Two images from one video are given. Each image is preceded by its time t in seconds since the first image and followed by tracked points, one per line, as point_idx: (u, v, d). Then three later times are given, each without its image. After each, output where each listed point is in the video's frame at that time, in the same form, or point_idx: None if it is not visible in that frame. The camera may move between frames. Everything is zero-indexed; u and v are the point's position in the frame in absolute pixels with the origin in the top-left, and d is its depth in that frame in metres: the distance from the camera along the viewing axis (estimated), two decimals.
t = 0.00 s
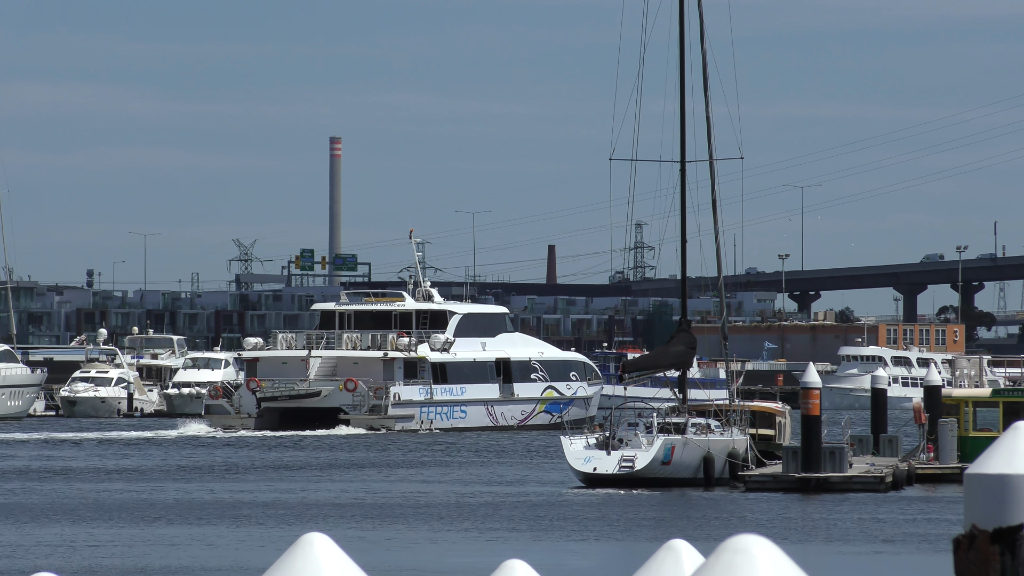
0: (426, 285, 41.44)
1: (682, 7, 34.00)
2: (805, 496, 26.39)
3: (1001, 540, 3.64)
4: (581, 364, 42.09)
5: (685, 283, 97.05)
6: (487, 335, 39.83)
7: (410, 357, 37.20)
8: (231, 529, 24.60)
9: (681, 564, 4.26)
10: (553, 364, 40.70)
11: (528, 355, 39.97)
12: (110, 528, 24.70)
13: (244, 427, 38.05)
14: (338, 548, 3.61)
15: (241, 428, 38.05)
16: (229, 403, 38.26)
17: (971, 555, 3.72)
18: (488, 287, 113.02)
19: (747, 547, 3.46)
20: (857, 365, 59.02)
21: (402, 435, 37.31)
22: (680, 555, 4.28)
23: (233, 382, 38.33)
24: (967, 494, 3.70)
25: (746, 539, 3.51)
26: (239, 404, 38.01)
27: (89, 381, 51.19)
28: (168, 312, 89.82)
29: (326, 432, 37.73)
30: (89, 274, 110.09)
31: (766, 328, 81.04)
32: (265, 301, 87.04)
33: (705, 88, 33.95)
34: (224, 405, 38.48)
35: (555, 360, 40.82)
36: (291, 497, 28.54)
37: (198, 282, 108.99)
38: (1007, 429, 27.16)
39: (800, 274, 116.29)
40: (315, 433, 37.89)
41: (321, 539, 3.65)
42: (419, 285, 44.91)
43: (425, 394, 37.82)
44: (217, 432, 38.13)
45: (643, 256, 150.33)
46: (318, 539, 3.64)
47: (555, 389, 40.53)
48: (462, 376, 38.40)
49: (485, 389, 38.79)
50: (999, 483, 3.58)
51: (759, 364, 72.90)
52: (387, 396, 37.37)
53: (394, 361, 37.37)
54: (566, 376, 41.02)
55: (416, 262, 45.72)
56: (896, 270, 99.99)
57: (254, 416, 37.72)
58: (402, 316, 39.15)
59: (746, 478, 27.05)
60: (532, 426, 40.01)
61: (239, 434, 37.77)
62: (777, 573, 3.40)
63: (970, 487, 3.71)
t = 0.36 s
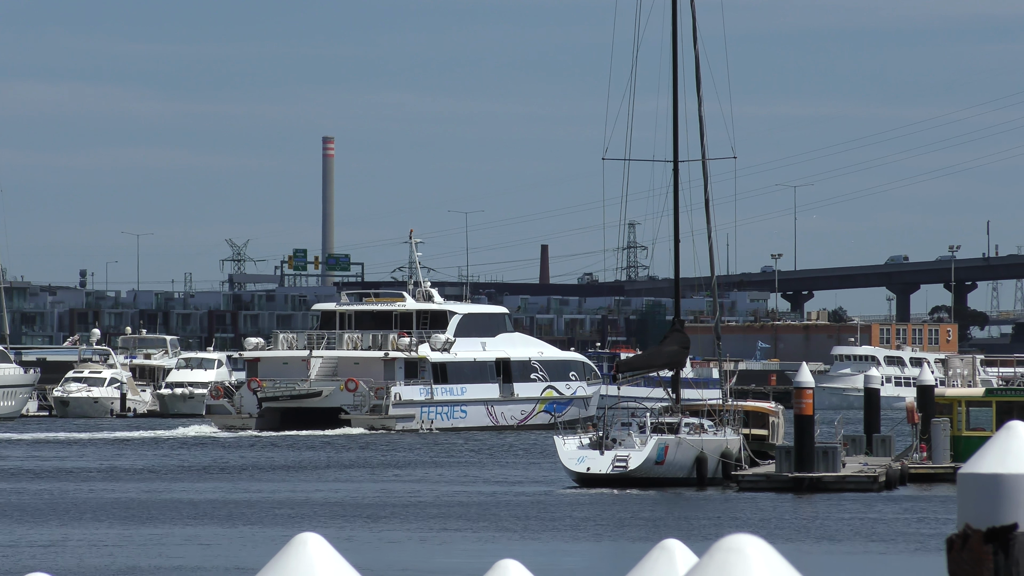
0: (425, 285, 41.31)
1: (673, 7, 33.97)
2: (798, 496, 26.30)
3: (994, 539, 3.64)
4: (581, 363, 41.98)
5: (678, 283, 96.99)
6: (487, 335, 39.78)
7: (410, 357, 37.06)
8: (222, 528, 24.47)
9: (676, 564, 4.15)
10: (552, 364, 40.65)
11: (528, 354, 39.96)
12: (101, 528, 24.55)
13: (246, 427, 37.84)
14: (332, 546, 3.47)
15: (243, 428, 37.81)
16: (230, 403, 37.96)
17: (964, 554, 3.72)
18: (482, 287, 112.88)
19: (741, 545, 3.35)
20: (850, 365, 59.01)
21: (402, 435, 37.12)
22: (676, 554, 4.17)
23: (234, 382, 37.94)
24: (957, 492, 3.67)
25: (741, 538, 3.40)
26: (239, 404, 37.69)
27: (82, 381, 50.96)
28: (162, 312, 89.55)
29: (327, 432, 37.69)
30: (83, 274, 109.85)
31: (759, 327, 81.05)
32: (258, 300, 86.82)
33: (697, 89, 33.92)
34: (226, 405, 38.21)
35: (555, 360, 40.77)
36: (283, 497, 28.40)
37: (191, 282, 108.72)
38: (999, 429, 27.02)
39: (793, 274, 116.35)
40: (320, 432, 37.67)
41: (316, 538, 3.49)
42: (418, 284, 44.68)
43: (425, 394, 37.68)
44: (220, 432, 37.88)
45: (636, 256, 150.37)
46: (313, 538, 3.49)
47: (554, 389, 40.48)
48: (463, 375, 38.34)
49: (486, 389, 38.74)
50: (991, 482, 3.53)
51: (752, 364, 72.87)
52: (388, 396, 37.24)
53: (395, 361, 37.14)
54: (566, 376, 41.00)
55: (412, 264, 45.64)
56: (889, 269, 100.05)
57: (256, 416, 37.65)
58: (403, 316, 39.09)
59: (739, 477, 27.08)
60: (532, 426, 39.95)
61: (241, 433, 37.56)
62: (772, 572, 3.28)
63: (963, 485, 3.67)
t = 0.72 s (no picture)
0: (427, 285, 41.59)
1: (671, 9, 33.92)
2: (793, 497, 26.26)
3: (990, 540, 3.69)
4: (581, 364, 41.91)
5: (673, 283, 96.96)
6: (490, 335, 39.63)
7: (413, 357, 37.05)
8: (216, 528, 24.36)
9: (670, 564, 4.07)
10: (554, 363, 40.50)
11: (530, 355, 39.81)
12: (94, 527, 24.46)
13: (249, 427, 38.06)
14: (326, 546, 3.40)
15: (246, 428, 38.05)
16: (234, 404, 38.49)
17: (959, 553, 3.79)
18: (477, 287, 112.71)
19: (735, 546, 3.29)
20: (846, 365, 58.99)
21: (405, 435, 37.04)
22: (670, 554, 4.09)
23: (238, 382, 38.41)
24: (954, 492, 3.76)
25: (734, 538, 3.33)
26: (243, 404, 38.14)
27: (78, 381, 50.93)
28: (156, 311, 89.27)
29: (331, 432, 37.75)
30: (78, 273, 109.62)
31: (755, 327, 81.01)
32: (253, 300, 86.57)
33: (694, 89, 33.86)
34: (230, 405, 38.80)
35: (557, 360, 40.61)
36: (277, 496, 28.31)
37: (185, 282, 108.27)
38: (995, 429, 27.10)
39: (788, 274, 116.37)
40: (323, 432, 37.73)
41: (311, 538, 3.44)
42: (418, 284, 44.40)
43: (428, 393, 37.56)
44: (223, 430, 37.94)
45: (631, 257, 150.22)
46: (307, 536, 3.43)
47: (556, 389, 40.36)
48: (465, 375, 38.22)
49: (489, 389, 38.60)
50: (987, 481, 3.60)
51: (747, 364, 72.87)
52: (391, 396, 37.20)
53: (397, 361, 37.11)
54: (567, 376, 40.88)
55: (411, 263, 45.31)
56: (885, 270, 100.06)
57: (259, 415, 37.82)
58: (405, 316, 39.14)
59: (734, 478, 26.94)
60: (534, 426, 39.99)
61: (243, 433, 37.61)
62: (765, 573, 3.23)
63: (958, 484, 3.72)
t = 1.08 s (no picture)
0: (428, 285, 41.73)
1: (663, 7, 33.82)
2: (786, 495, 26.19)
3: (982, 540, 3.66)
4: (581, 364, 41.83)
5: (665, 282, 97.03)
6: (488, 334, 39.65)
7: (414, 356, 36.94)
8: (208, 528, 24.19)
9: (664, 562, 3.97)
10: (554, 362, 40.50)
11: (530, 353, 39.81)
12: (84, 527, 24.27)
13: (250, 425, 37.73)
14: (320, 546, 3.30)
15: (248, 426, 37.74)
16: (235, 401, 37.98)
17: (954, 551, 3.76)
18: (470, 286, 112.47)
19: (728, 545, 3.18)
20: (838, 364, 59.01)
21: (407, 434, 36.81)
22: (663, 553, 4.00)
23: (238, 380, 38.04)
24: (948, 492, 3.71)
25: (728, 536, 3.23)
26: (244, 403, 37.74)
27: (70, 380, 50.69)
28: (149, 310, 88.87)
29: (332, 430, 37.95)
30: (70, 272, 109.20)
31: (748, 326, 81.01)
32: (246, 299, 86.27)
33: (686, 87, 33.77)
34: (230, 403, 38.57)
35: (556, 359, 40.60)
36: (270, 496, 28.15)
37: (177, 281, 107.86)
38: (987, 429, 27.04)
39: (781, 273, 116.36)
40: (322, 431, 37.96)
41: (303, 536, 3.35)
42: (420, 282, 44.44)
43: (428, 392, 37.42)
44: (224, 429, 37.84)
45: (623, 256, 150.18)
46: (298, 536, 3.34)
47: (555, 388, 40.27)
48: (465, 374, 38.11)
49: (488, 387, 38.51)
50: (978, 479, 3.54)
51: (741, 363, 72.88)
52: (392, 395, 36.89)
53: (397, 360, 36.94)
54: (566, 375, 40.86)
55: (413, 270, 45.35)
56: (878, 269, 100.11)
57: (259, 415, 37.41)
58: (405, 315, 39.08)
59: (727, 477, 26.84)
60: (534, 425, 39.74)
61: (247, 432, 37.34)
62: (758, 573, 3.13)
63: (950, 483, 3.67)
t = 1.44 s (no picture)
0: (424, 281, 41.71)
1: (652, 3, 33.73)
2: (776, 492, 26.12)
3: (971, 535, 3.63)
4: (577, 360, 41.75)
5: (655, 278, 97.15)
6: (485, 332, 39.63)
7: (411, 353, 36.76)
8: (196, 525, 24.01)
9: (653, 559, 3.86)
10: (550, 359, 40.47)
11: (527, 350, 39.76)
12: (71, 525, 24.08)
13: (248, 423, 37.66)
14: (312, 543, 3.14)
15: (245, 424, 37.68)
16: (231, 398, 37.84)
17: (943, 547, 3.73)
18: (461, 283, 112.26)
19: (719, 540, 3.08)
20: (828, 360, 59.01)
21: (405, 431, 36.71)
22: (654, 549, 3.90)
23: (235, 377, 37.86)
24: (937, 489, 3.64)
25: (719, 533, 3.13)
26: (241, 400, 37.52)
27: (60, 378, 50.47)
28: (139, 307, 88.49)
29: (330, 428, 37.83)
30: (60, 271, 108.75)
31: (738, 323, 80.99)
32: (236, 296, 85.97)
33: (676, 84, 33.69)
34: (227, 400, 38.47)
35: (552, 357, 40.56)
36: (258, 493, 27.98)
37: (167, 278, 107.44)
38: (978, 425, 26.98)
39: (770, 270, 116.40)
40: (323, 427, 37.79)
41: (294, 534, 3.17)
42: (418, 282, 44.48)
43: (426, 389, 37.30)
44: (222, 427, 37.88)
45: (613, 253, 149.97)
46: (290, 534, 3.16)
47: (551, 385, 40.13)
48: (462, 371, 37.96)
49: (485, 384, 38.37)
50: (969, 476, 3.45)
51: (731, 359, 72.83)
52: (389, 392, 36.70)
53: (395, 357, 36.79)
54: (563, 371, 40.76)
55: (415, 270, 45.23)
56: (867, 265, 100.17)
57: (257, 412, 37.27)
58: (402, 312, 39.02)
59: (717, 473, 26.74)
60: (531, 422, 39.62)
61: (242, 430, 37.33)
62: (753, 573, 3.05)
63: (941, 480, 3.58)
